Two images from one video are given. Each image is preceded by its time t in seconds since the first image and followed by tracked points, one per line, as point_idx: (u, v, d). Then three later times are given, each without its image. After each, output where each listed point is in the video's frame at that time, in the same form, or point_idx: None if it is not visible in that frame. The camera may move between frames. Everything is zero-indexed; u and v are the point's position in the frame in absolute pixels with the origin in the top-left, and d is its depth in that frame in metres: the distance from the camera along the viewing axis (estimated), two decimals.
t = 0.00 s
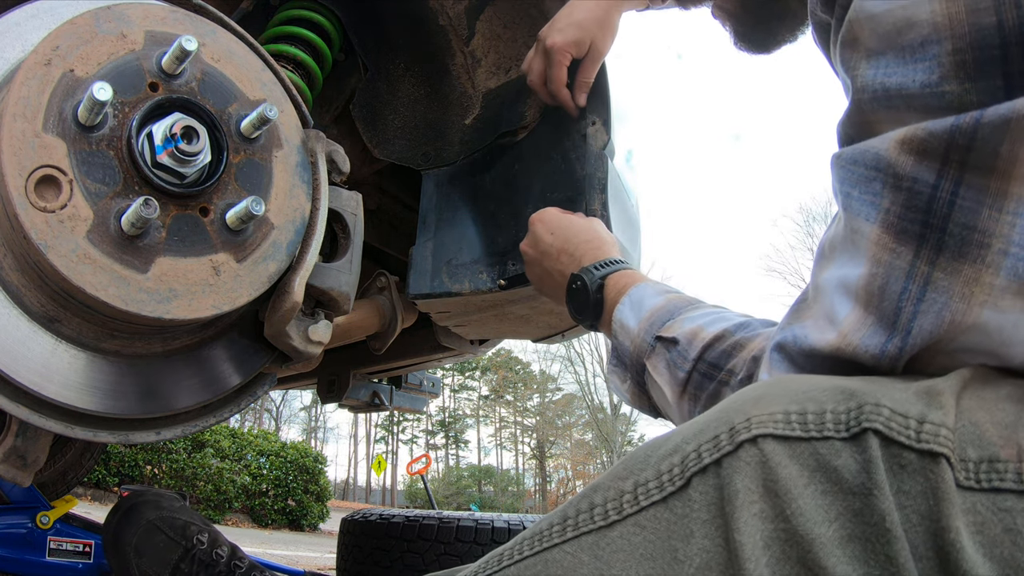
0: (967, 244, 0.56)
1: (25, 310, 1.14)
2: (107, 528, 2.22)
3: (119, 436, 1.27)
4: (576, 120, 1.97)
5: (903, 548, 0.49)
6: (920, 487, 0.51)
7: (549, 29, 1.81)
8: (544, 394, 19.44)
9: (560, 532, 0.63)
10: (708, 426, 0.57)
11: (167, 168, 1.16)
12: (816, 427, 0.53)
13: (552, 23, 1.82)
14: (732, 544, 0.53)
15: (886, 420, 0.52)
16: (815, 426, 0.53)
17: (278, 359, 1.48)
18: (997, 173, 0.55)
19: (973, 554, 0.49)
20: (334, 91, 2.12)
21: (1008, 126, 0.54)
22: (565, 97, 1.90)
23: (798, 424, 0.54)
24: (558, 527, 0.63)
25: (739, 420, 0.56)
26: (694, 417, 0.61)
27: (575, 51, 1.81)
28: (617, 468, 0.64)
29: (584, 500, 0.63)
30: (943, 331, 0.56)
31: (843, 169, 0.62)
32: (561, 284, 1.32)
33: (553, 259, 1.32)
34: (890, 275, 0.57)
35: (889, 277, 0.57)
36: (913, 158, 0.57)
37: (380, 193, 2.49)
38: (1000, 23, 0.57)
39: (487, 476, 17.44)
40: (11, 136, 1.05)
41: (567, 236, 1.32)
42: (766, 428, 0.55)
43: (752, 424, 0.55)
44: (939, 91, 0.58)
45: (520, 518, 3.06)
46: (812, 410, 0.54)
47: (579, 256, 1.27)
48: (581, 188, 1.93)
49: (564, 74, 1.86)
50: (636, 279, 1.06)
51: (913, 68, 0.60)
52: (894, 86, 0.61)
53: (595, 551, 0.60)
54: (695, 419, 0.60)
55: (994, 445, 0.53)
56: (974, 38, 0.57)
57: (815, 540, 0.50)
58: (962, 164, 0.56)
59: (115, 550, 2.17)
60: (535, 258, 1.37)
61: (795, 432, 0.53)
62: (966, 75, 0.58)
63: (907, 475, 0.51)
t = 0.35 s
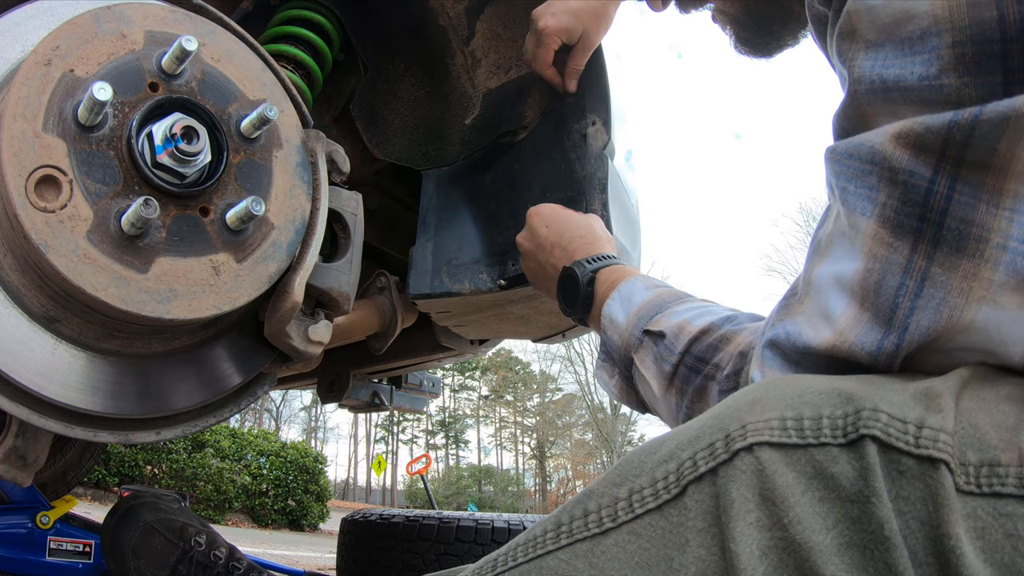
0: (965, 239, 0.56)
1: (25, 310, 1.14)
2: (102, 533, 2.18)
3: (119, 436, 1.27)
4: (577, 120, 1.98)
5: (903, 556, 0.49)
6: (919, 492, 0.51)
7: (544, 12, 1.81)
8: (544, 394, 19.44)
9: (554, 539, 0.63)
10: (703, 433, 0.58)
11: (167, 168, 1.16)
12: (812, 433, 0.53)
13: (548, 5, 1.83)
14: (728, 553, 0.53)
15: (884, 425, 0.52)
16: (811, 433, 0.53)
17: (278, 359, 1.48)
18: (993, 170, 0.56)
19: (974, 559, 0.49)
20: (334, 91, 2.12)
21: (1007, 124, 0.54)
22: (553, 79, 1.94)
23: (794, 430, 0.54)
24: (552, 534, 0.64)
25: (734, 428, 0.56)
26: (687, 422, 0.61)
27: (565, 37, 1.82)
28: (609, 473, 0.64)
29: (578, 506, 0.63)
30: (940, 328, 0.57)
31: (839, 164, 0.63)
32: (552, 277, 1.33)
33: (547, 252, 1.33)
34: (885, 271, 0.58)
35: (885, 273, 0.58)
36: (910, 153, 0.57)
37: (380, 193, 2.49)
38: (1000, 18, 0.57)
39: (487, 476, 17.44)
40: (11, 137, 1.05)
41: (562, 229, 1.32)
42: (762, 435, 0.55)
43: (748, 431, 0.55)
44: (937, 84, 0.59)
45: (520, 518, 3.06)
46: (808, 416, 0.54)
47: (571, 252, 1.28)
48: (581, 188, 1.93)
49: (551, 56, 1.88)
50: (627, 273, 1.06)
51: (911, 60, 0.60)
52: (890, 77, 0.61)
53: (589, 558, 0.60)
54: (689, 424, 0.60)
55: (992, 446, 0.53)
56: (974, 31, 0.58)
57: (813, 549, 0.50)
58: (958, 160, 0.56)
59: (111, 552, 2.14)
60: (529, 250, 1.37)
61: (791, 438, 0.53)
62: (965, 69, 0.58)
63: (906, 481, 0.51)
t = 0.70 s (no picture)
0: (964, 230, 0.56)
1: (25, 310, 1.14)
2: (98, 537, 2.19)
3: (119, 436, 1.27)
4: (576, 120, 1.98)
5: (901, 568, 0.49)
6: (918, 503, 0.51)
7: (543, 12, 1.81)
8: (544, 394, 19.44)
9: (547, 549, 0.63)
10: (697, 443, 0.57)
11: (167, 168, 1.16)
12: (809, 444, 0.53)
13: (548, 5, 1.82)
14: (724, 566, 0.53)
15: (882, 436, 0.51)
16: (808, 443, 0.53)
17: (278, 359, 1.48)
18: (991, 160, 0.56)
19: (974, 570, 0.49)
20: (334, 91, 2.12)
21: (1007, 113, 0.54)
22: (552, 78, 1.94)
23: (791, 441, 0.53)
24: (545, 543, 0.64)
25: (729, 438, 0.56)
26: (680, 429, 0.61)
27: (565, 38, 1.82)
28: (603, 480, 0.64)
29: (571, 515, 0.63)
30: (939, 321, 0.57)
31: (833, 152, 0.62)
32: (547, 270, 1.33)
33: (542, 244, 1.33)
34: (882, 263, 0.58)
35: (882, 265, 0.58)
36: (905, 142, 0.57)
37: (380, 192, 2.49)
38: (1000, 4, 0.57)
39: (487, 476, 17.44)
40: (11, 137, 1.05)
41: (559, 222, 1.33)
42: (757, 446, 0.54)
43: (743, 442, 0.55)
44: (933, 70, 0.58)
45: (520, 518, 3.06)
46: (804, 426, 0.54)
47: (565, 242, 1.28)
48: (582, 189, 1.93)
49: (550, 56, 1.88)
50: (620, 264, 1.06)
51: (908, 44, 0.60)
52: (886, 62, 0.61)
53: (584, 568, 0.60)
54: (682, 432, 0.60)
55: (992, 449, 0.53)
56: (971, 13, 0.58)
57: (810, 562, 0.50)
58: (956, 149, 0.56)
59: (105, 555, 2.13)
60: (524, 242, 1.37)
61: (787, 449, 0.53)
62: (963, 55, 0.58)
63: (905, 491, 0.51)
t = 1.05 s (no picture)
0: (964, 267, 0.56)
1: (25, 310, 1.14)
2: (104, 531, 2.21)
3: (119, 436, 1.27)
4: (576, 119, 1.97)
5: (903, 551, 0.49)
6: (919, 489, 0.51)
7: (542, 12, 1.85)
8: (544, 394, 19.44)
9: (556, 533, 0.63)
10: (703, 426, 0.58)
11: (167, 168, 1.16)
12: (813, 427, 0.53)
13: (546, 6, 1.86)
14: (728, 546, 0.53)
15: (885, 420, 0.52)
16: (812, 426, 0.53)
17: (278, 358, 1.48)
18: (993, 193, 0.55)
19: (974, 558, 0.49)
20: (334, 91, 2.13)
21: (1008, 149, 0.53)
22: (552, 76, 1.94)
23: (795, 423, 0.54)
24: (554, 528, 0.63)
25: (734, 420, 0.56)
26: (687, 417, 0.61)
27: (564, 37, 1.84)
28: (609, 468, 0.64)
29: (579, 502, 0.63)
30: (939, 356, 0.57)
31: (835, 179, 0.62)
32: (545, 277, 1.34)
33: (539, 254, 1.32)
34: (884, 297, 0.58)
35: (884, 298, 0.58)
36: (905, 176, 0.57)
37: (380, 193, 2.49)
38: (1003, 34, 0.56)
39: (487, 476, 17.44)
40: (11, 137, 1.05)
41: (551, 231, 1.33)
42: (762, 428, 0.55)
43: (748, 423, 0.55)
44: (933, 104, 0.59)
45: (520, 518, 3.05)
46: (809, 409, 0.54)
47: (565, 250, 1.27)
48: (581, 189, 1.93)
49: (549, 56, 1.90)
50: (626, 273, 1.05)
51: (905, 77, 0.60)
52: (884, 95, 0.61)
53: (591, 553, 0.60)
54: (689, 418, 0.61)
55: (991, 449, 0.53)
56: (972, 47, 0.57)
57: (813, 542, 0.51)
58: (957, 184, 0.55)
59: (113, 550, 2.15)
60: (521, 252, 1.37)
61: (791, 432, 0.54)
62: (963, 89, 0.58)
63: (906, 476, 0.51)
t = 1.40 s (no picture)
0: (962, 252, 0.55)
1: (25, 310, 1.14)
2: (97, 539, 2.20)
3: (119, 436, 1.27)
4: (576, 119, 1.97)
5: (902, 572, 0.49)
6: (920, 506, 0.51)
7: (542, 12, 1.84)
8: (544, 394, 19.44)
9: (543, 549, 0.63)
10: (694, 441, 0.58)
11: (167, 168, 1.16)
12: (809, 443, 0.53)
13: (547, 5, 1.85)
14: (722, 567, 0.53)
15: (884, 437, 0.51)
16: (808, 443, 0.53)
17: (278, 359, 1.48)
18: (990, 174, 0.54)
19: None
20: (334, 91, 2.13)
21: (1006, 126, 0.53)
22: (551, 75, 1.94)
23: (790, 440, 0.54)
24: (542, 543, 0.64)
25: (727, 436, 0.56)
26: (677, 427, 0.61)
27: (564, 37, 1.83)
28: (599, 480, 0.64)
29: (568, 515, 0.63)
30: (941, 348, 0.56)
31: (824, 163, 0.62)
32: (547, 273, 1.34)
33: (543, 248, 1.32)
34: (879, 284, 0.57)
35: (879, 285, 0.57)
36: (898, 157, 0.56)
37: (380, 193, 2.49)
38: (997, 5, 0.56)
39: (487, 476, 17.44)
40: (11, 136, 1.05)
41: (559, 226, 1.33)
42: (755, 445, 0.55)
43: (741, 440, 0.55)
44: (926, 76, 0.58)
45: (520, 518, 3.05)
46: (804, 425, 0.54)
47: (566, 245, 1.28)
48: (581, 188, 1.93)
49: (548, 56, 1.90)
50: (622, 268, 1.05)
51: (896, 49, 0.59)
52: (874, 69, 0.60)
53: (581, 568, 0.60)
54: (679, 430, 0.60)
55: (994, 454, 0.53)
56: (967, 17, 0.57)
57: (810, 563, 0.51)
58: (952, 164, 0.55)
59: (106, 557, 2.15)
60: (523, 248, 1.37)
61: (786, 448, 0.53)
62: (958, 60, 0.57)
63: (906, 493, 0.51)
